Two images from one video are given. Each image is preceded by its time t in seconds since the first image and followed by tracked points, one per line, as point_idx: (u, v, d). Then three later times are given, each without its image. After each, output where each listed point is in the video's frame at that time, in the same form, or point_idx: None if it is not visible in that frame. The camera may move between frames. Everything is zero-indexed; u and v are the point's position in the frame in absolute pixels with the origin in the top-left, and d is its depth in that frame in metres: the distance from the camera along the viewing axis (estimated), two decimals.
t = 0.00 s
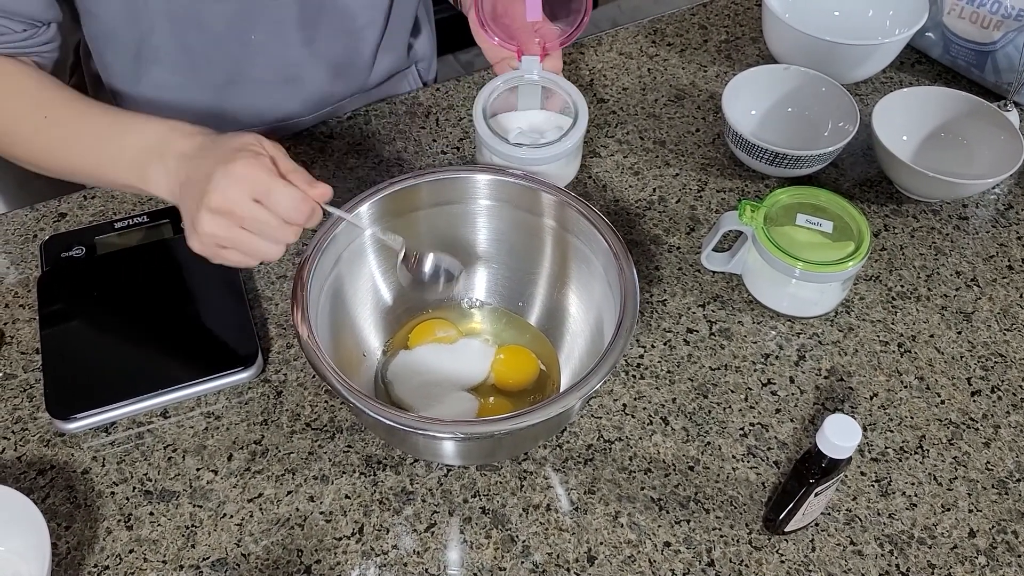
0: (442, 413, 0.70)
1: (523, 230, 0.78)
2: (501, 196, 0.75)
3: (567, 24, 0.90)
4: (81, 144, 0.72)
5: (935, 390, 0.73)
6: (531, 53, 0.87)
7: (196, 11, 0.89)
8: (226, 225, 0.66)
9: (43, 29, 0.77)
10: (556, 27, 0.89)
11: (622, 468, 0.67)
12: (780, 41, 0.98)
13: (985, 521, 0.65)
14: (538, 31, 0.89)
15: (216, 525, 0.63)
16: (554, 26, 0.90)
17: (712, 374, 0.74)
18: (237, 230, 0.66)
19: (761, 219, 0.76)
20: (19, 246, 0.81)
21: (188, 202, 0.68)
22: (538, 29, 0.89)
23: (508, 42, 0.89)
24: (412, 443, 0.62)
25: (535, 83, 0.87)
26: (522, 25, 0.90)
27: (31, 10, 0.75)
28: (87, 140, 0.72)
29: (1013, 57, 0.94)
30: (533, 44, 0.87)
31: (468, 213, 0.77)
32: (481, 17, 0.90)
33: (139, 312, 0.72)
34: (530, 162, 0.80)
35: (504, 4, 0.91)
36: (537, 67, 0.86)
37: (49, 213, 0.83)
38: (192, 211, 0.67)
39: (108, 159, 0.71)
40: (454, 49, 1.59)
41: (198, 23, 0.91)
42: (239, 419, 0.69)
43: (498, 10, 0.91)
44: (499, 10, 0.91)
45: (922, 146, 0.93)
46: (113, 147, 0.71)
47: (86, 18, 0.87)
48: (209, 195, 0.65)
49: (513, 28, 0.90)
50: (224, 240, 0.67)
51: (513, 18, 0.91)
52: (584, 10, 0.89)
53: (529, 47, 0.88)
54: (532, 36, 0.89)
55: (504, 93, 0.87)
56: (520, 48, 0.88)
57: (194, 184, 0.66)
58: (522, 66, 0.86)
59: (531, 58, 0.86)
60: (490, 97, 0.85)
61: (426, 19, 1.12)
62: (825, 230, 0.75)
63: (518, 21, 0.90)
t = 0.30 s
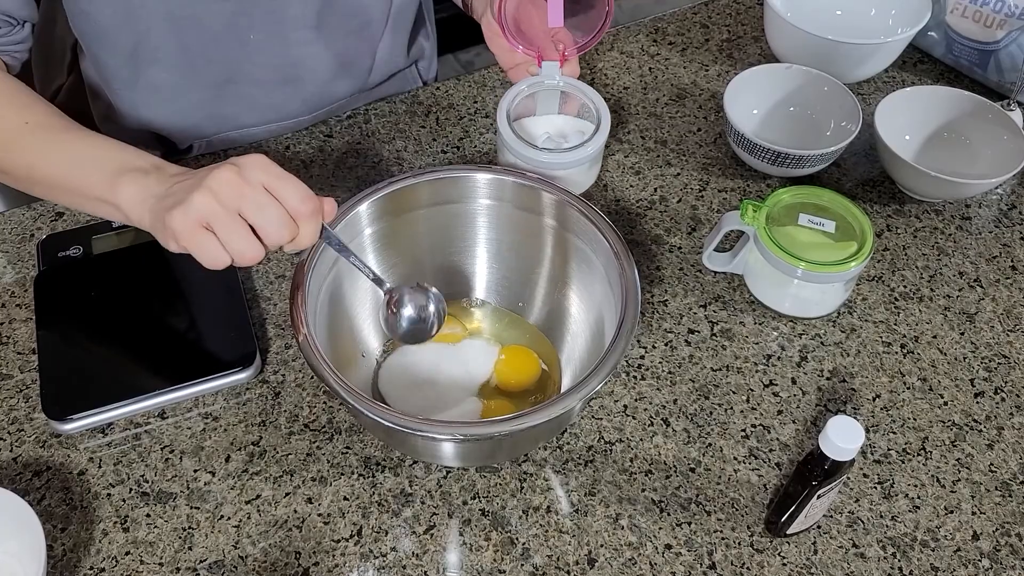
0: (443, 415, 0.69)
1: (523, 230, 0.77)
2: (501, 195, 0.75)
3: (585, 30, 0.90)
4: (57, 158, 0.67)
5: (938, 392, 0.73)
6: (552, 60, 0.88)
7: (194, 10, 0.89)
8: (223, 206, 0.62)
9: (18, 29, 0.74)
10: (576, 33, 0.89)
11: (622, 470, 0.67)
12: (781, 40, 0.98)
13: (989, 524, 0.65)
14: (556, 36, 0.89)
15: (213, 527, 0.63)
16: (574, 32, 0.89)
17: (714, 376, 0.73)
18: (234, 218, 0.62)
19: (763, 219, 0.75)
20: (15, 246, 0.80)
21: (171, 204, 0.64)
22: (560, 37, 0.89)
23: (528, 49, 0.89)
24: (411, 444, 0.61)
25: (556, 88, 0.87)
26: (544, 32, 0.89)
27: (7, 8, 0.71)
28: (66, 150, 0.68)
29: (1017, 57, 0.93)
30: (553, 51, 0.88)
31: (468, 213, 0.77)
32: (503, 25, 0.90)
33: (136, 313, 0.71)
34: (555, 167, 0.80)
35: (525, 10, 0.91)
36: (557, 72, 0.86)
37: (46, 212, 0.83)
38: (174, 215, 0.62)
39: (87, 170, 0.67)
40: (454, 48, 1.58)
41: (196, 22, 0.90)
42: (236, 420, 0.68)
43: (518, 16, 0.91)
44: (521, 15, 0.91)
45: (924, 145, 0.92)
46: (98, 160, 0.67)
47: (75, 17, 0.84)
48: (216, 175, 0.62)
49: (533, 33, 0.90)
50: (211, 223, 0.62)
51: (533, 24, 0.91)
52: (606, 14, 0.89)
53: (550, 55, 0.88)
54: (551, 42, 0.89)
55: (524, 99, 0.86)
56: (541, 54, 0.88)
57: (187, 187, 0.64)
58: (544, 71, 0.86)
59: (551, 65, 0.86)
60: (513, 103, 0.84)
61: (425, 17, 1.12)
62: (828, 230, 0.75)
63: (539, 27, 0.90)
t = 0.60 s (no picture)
0: (439, 416, 0.69)
1: (523, 230, 0.77)
2: (501, 195, 0.74)
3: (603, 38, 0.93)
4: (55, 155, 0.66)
5: (942, 394, 0.72)
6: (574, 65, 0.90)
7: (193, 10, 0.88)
8: (201, 214, 0.61)
9: (10, 24, 0.73)
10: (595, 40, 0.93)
11: (623, 472, 0.66)
12: (784, 39, 0.97)
13: (994, 528, 0.64)
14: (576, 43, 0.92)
15: (209, 530, 0.62)
16: (591, 37, 0.93)
17: (715, 377, 0.72)
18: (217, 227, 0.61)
19: (765, 219, 0.75)
20: (10, 245, 0.79)
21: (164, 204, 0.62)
22: (578, 44, 0.92)
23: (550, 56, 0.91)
24: (409, 447, 0.60)
25: (579, 93, 0.87)
26: (562, 38, 0.93)
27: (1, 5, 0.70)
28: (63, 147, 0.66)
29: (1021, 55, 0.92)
30: (575, 56, 0.90)
31: (467, 212, 0.76)
32: (524, 35, 0.92)
33: (131, 313, 0.70)
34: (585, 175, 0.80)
35: (545, 21, 0.94)
36: (579, 78, 0.87)
37: (41, 211, 0.82)
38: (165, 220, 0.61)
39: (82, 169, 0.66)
40: (454, 46, 1.57)
41: (196, 21, 0.89)
42: (232, 422, 0.67)
43: (537, 26, 0.94)
44: (542, 25, 0.94)
45: (928, 145, 0.91)
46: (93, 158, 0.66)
47: (70, 14, 0.83)
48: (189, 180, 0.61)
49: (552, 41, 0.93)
50: (191, 232, 0.61)
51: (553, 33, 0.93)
52: (624, 23, 0.93)
53: (571, 60, 0.90)
54: (572, 49, 0.92)
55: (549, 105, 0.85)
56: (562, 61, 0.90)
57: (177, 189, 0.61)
58: (565, 78, 0.87)
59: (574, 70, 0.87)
60: (540, 110, 0.84)
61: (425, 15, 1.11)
62: (831, 231, 0.74)
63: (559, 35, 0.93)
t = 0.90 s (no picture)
0: (441, 421, 0.68)
1: (526, 233, 0.76)
2: (504, 199, 0.74)
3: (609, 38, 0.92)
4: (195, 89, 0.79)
5: (945, 399, 0.72)
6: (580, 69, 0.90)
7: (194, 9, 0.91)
8: (424, 104, 0.81)
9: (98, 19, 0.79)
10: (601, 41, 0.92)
11: (625, 477, 0.66)
12: (786, 42, 0.97)
13: (997, 533, 0.64)
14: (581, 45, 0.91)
15: (210, 534, 0.62)
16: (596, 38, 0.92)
17: (718, 382, 0.72)
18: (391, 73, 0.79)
19: (768, 223, 0.75)
20: (10, 248, 0.79)
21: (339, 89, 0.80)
22: (585, 47, 0.91)
23: (555, 60, 0.91)
24: (411, 451, 0.60)
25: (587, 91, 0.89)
26: (568, 43, 0.92)
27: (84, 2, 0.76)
28: (224, 87, 0.79)
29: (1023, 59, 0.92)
30: (581, 61, 0.90)
31: (470, 216, 0.76)
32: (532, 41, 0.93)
33: (132, 316, 0.70)
34: (593, 172, 0.81)
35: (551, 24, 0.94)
36: (586, 78, 0.89)
37: (41, 213, 0.82)
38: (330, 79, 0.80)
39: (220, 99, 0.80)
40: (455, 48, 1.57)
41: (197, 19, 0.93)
42: (234, 425, 0.67)
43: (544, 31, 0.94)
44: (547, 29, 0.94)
45: (931, 149, 0.91)
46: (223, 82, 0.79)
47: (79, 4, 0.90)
48: (367, 96, 0.80)
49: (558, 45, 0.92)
50: (413, 120, 0.81)
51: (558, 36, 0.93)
52: (630, 20, 0.92)
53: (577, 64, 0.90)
54: (576, 53, 0.91)
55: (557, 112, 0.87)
56: (569, 65, 0.90)
57: (326, 70, 0.80)
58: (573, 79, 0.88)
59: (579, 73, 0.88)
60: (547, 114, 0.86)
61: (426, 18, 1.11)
62: (834, 235, 0.74)
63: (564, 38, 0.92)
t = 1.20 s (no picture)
0: (445, 425, 0.68)
1: (530, 235, 0.76)
2: (509, 201, 0.73)
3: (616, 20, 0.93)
4: (251, 91, 0.83)
5: (950, 403, 0.72)
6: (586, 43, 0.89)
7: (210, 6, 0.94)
8: (472, 104, 0.84)
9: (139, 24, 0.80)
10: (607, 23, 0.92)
11: (630, 481, 0.66)
12: (790, 45, 0.97)
13: (1003, 538, 0.64)
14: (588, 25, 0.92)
15: (213, 538, 0.61)
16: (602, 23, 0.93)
17: (723, 385, 0.72)
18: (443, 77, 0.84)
19: (773, 226, 0.74)
20: (12, 249, 0.79)
21: (390, 83, 0.85)
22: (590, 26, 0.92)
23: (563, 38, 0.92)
24: (416, 455, 0.60)
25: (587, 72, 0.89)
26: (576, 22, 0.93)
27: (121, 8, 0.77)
28: (273, 80, 0.84)
29: None
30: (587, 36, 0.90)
31: (474, 218, 0.76)
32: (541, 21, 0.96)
33: (136, 318, 0.70)
34: (600, 143, 0.83)
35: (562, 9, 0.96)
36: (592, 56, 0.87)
37: (43, 215, 0.81)
38: (377, 74, 0.86)
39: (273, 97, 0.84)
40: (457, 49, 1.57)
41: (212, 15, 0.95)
42: (237, 428, 0.67)
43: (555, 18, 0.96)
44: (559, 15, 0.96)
45: (935, 152, 0.91)
46: (270, 76, 0.84)
47: None
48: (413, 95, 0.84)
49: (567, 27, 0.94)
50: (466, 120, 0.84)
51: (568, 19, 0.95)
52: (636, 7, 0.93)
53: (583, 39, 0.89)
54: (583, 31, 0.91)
55: (560, 87, 0.88)
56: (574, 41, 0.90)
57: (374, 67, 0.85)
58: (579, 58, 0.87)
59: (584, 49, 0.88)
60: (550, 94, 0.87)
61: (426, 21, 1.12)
62: (839, 238, 0.74)
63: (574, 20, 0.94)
